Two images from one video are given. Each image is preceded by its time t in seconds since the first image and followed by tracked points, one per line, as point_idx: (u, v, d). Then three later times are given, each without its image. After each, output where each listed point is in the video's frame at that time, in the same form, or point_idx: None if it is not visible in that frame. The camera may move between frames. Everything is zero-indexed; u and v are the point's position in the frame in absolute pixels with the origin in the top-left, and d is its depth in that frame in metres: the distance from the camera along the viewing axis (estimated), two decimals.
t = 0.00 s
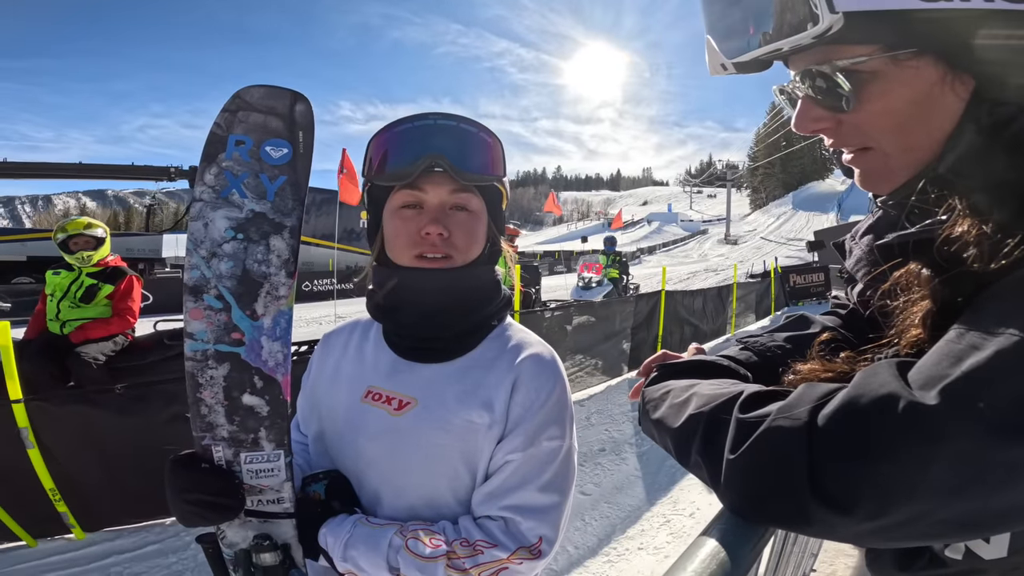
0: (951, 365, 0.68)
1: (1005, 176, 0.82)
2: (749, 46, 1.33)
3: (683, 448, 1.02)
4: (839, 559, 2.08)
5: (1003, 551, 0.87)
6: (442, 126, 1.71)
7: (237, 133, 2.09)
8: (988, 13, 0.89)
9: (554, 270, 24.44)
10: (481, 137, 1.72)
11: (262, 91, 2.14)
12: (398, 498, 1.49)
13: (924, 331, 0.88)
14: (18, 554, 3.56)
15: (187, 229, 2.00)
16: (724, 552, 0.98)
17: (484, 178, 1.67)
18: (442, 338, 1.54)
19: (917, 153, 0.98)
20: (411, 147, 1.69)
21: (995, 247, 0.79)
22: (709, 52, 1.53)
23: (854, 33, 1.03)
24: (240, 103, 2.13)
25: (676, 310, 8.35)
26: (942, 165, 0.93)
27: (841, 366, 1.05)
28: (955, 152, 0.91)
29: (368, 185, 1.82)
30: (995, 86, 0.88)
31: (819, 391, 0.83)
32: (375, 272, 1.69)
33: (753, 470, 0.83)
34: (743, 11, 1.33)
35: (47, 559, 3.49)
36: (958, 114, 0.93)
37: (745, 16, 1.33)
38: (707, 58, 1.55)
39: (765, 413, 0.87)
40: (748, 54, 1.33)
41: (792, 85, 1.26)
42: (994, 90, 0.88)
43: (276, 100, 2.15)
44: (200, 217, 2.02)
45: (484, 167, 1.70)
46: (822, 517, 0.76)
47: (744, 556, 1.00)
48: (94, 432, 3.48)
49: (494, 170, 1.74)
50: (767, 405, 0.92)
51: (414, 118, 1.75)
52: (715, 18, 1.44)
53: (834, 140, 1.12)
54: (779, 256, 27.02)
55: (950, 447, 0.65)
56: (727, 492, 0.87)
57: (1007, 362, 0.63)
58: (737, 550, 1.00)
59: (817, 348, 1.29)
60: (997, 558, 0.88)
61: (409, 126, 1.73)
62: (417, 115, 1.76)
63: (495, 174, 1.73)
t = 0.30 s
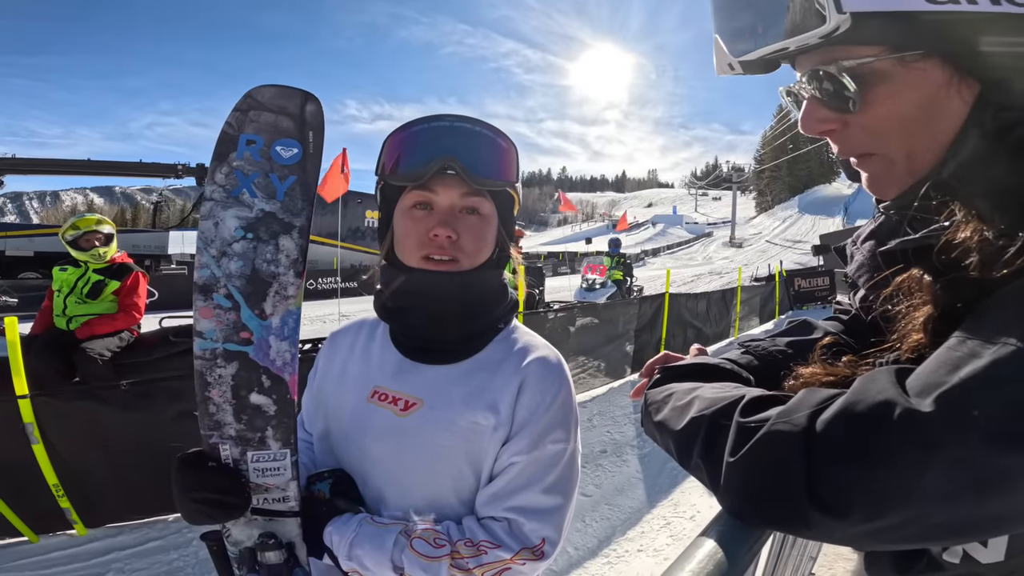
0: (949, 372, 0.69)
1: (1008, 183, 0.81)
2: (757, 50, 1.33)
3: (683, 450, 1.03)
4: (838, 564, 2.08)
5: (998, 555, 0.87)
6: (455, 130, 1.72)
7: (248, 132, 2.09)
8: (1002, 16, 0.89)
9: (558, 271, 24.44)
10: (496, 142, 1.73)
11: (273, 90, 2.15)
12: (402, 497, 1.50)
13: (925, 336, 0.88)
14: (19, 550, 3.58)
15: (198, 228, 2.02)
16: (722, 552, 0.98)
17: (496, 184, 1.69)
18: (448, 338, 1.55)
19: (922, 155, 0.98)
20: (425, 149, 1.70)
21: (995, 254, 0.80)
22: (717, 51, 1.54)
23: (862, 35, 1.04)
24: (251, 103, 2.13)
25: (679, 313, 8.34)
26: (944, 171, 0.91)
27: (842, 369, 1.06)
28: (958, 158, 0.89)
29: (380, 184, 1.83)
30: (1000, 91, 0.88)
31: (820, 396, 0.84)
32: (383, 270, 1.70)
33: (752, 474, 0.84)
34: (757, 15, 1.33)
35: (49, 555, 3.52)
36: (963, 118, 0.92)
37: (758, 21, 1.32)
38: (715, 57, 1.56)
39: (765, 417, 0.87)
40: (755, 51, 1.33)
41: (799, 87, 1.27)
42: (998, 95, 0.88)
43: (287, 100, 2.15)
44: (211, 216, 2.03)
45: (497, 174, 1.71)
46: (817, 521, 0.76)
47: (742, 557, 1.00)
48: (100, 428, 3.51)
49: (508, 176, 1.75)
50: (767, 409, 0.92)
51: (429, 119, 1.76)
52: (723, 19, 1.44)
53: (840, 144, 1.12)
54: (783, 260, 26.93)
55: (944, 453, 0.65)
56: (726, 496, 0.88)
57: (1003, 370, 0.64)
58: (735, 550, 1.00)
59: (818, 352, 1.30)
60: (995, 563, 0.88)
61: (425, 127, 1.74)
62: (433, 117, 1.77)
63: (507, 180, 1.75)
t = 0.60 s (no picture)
0: (950, 385, 0.69)
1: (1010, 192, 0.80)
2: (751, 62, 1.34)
3: (679, 462, 1.02)
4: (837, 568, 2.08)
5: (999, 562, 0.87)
6: (466, 134, 1.72)
7: (257, 132, 2.11)
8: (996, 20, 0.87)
9: (560, 272, 24.42)
10: (507, 147, 1.74)
11: (284, 90, 2.16)
12: (404, 497, 1.51)
13: (923, 349, 0.91)
14: (19, 547, 3.61)
15: (206, 227, 2.02)
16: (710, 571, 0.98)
17: (505, 189, 1.70)
18: (451, 339, 1.56)
19: (924, 160, 0.97)
20: (436, 153, 1.70)
21: (989, 267, 0.80)
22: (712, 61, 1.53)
23: (852, 44, 1.04)
24: (261, 102, 2.14)
25: (682, 316, 8.33)
26: (946, 180, 0.92)
27: (840, 381, 1.06)
28: (957, 166, 0.89)
29: (389, 185, 1.84)
30: (998, 98, 0.86)
31: (822, 410, 0.84)
32: (389, 272, 1.71)
33: (750, 489, 0.83)
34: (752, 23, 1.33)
35: (49, 552, 3.54)
36: (960, 125, 0.92)
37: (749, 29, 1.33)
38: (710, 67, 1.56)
39: (764, 430, 0.87)
40: (748, 63, 1.34)
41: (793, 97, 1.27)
42: (993, 103, 0.86)
43: (297, 100, 2.16)
44: (219, 215, 2.04)
45: (506, 178, 1.73)
46: (816, 538, 0.77)
47: (732, 570, 1.01)
48: (103, 426, 3.53)
49: (516, 181, 1.76)
50: (763, 422, 0.92)
51: (441, 122, 1.76)
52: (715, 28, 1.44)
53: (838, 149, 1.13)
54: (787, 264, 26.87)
55: (946, 468, 0.66)
56: (722, 510, 0.87)
57: (1004, 383, 0.64)
58: (724, 564, 1.00)
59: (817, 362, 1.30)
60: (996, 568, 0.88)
61: (436, 130, 1.75)
62: (445, 119, 1.77)
63: (516, 184, 1.76)
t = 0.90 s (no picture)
0: (992, 421, 0.56)
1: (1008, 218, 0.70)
2: (713, 64, 1.25)
3: (648, 500, 0.88)
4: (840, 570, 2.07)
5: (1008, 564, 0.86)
6: (470, 134, 1.70)
7: (257, 130, 2.10)
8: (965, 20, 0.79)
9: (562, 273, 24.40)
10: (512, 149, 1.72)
11: (284, 88, 2.14)
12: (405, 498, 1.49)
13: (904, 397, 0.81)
14: (19, 545, 3.61)
15: (205, 225, 2.02)
16: None
17: (507, 190, 1.69)
18: (453, 341, 1.55)
19: (894, 172, 0.92)
20: (439, 153, 1.69)
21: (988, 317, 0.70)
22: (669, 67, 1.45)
23: (819, 46, 0.93)
24: (262, 100, 2.13)
25: (684, 317, 8.31)
26: (926, 205, 0.83)
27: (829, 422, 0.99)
28: (939, 190, 0.81)
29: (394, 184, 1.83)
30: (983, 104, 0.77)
31: (825, 446, 0.70)
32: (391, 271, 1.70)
33: (748, 548, 0.68)
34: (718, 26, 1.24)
35: (49, 550, 3.55)
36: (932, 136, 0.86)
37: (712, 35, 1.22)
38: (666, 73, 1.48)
39: (761, 471, 0.73)
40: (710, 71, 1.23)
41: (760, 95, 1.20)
42: (976, 114, 0.77)
43: (297, 97, 2.15)
44: (219, 213, 2.03)
45: (509, 180, 1.71)
46: None
47: None
48: (103, 424, 3.52)
49: (520, 183, 1.74)
50: (750, 460, 0.78)
51: (447, 122, 1.74)
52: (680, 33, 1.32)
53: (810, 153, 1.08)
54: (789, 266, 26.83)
55: (998, 522, 0.52)
56: (712, 567, 0.72)
57: None
58: None
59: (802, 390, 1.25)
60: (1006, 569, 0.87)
61: (440, 130, 1.73)
62: (452, 119, 1.75)
63: (519, 186, 1.74)
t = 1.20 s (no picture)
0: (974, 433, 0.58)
1: (962, 253, 0.69)
2: (645, 88, 1.17)
3: (643, 504, 0.90)
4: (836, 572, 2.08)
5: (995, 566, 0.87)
6: (471, 134, 1.71)
7: (261, 134, 2.13)
8: (894, 36, 0.78)
9: (564, 274, 24.39)
10: (511, 148, 1.73)
11: (288, 92, 2.17)
12: (402, 498, 1.52)
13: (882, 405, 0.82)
14: (19, 543, 3.63)
15: (210, 227, 2.05)
16: None
17: (507, 190, 1.69)
18: (454, 343, 1.56)
19: (833, 196, 0.87)
20: (437, 153, 1.69)
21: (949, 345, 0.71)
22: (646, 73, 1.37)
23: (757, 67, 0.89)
24: (265, 104, 2.16)
25: (686, 319, 8.31)
26: (869, 234, 0.83)
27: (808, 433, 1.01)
28: (881, 219, 0.81)
29: (393, 185, 1.85)
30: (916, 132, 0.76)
31: (810, 452, 0.71)
32: (390, 272, 1.71)
33: (737, 558, 0.69)
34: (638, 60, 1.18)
35: (49, 548, 3.57)
36: (868, 157, 0.82)
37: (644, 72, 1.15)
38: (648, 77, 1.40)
39: (748, 480, 0.74)
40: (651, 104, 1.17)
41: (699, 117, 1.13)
42: (910, 137, 0.77)
43: (301, 102, 2.17)
44: (223, 215, 2.06)
45: (508, 180, 1.72)
46: None
47: None
48: (107, 421, 3.55)
49: (519, 183, 1.75)
50: (742, 467, 0.79)
51: (445, 122, 1.75)
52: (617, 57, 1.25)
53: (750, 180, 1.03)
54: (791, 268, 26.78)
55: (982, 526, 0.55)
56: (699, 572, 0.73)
57: None
58: None
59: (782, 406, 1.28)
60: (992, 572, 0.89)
61: (439, 130, 1.73)
62: (450, 120, 1.76)
63: (518, 186, 1.75)
